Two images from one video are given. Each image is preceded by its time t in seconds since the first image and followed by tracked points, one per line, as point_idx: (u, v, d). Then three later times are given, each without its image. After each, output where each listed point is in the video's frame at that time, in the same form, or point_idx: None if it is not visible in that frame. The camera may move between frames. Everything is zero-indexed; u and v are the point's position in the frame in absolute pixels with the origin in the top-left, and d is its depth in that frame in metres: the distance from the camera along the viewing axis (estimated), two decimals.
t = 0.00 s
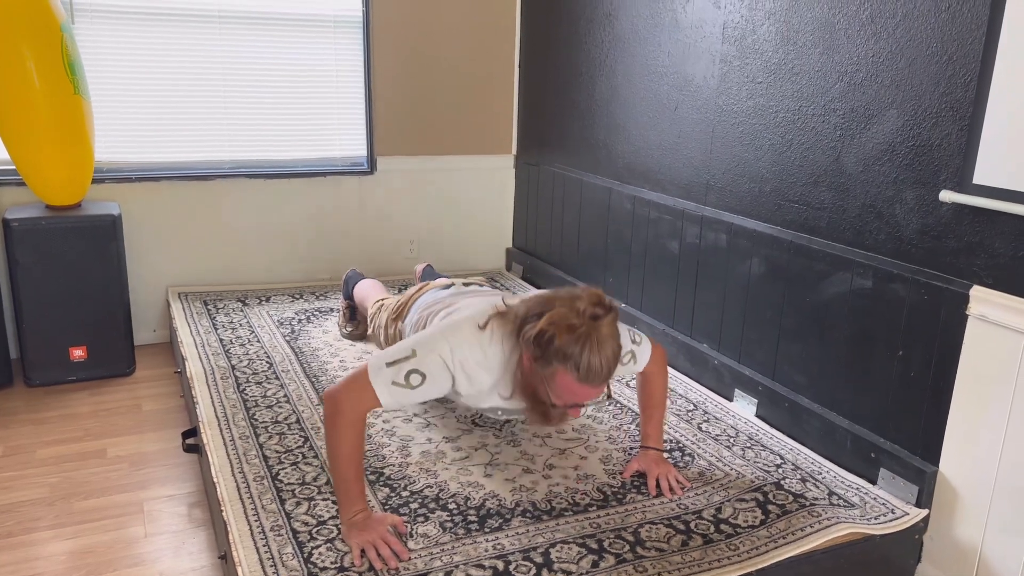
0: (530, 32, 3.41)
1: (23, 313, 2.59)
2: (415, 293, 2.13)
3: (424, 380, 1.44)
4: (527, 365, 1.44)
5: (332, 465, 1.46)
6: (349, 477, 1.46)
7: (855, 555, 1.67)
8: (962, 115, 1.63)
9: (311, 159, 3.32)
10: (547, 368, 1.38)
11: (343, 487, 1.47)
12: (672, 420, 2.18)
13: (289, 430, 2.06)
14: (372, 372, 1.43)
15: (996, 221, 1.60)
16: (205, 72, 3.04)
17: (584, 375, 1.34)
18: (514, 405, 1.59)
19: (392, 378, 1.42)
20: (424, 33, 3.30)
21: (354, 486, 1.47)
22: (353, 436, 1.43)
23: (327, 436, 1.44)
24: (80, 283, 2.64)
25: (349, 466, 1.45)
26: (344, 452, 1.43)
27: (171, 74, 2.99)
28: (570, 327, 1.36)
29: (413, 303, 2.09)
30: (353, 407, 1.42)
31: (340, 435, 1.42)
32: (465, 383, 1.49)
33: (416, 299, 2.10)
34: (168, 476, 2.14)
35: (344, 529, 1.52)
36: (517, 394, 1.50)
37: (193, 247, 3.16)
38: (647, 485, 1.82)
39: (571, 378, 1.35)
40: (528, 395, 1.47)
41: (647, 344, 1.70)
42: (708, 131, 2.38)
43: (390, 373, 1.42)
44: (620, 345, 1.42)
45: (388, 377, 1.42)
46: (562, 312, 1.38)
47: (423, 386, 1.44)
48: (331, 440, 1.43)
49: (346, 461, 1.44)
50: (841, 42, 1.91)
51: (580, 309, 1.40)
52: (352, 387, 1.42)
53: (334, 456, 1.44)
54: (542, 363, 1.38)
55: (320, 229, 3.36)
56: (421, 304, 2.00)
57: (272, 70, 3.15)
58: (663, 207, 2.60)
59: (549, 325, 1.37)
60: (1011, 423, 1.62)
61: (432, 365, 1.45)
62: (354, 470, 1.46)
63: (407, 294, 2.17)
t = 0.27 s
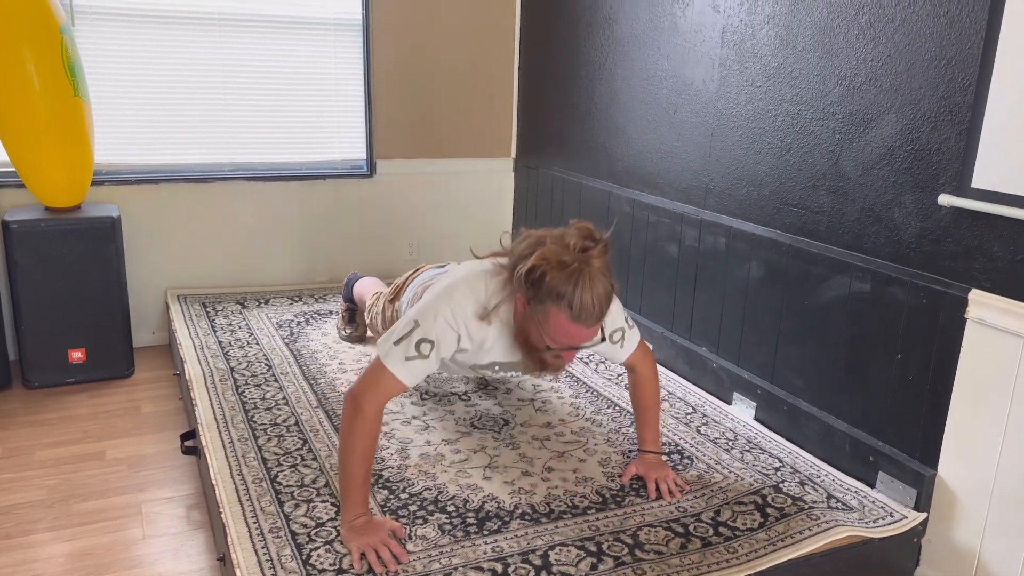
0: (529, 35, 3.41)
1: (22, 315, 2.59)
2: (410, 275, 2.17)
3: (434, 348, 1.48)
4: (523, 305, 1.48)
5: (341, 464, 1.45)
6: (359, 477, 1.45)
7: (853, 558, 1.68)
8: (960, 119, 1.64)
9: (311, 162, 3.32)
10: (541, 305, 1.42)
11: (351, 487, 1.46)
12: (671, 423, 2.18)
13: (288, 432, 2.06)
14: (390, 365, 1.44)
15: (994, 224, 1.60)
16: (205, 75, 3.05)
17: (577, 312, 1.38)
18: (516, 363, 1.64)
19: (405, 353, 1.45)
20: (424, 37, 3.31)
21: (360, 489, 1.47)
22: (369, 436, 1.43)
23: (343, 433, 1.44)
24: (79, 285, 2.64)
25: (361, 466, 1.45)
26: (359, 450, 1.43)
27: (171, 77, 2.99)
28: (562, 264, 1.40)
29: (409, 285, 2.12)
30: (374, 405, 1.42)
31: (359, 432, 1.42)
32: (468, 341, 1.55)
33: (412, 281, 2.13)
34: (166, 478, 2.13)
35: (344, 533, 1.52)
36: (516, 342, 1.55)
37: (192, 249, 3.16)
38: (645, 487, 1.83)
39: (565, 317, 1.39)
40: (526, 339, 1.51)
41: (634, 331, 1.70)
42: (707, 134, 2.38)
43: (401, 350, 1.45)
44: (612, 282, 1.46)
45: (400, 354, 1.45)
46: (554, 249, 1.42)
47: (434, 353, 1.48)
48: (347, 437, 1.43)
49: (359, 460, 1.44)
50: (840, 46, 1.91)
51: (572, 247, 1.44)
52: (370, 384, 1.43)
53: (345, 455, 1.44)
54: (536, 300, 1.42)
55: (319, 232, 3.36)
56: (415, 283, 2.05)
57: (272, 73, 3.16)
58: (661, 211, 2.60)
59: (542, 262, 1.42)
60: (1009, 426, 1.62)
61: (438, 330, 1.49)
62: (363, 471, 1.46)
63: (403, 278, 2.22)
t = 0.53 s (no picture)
0: (528, 39, 3.42)
1: (20, 317, 2.59)
2: (415, 330, 2.05)
3: (418, 412, 1.44)
4: (520, 416, 1.43)
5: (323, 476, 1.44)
6: (343, 486, 1.45)
7: (850, 562, 1.68)
8: (957, 123, 1.64)
9: (309, 164, 3.32)
10: (542, 426, 1.37)
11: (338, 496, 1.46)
12: (668, 426, 2.18)
13: (286, 435, 2.06)
14: (366, 392, 1.42)
15: (991, 227, 1.60)
16: (204, 77, 3.05)
17: (581, 440, 1.36)
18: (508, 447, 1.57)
19: (388, 403, 1.42)
20: (422, 40, 3.32)
21: (348, 493, 1.46)
22: (345, 450, 1.42)
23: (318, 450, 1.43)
24: (77, 286, 2.64)
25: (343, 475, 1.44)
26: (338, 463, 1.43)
27: (170, 79, 3.00)
28: (573, 391, 1.36)
29: (413, 343, 2.00)
30: (343, 421, 1.40)
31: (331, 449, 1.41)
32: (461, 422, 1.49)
33: (415, 337, 2.01)
34: (164, 480, 2.13)
35: (341, 539, 1.51)
36: (509, 438, 1.50)
37: (191, 251, 3.16)
38: (643, 491, 1.83)
39: (568, 443, 1.36)
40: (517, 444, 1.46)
41: (647, 361, 1.72)
42: (705, 138, 2.39)
43: (385, 398, 1.42)
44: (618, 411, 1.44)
45: (383, 403, 1.42)
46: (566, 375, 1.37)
47: (415, 418, 1.44)
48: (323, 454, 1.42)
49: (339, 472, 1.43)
50: (837, 50, 1.92)
51: (583, 376, 1.40)
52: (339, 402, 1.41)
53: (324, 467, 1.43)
54: (537, 421, 1.37)
55: (318, 234, 3.36)
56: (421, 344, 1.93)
57: (272, 75, 3.16)
58: (660, 214, 2.60)
59: (551, 386, 1.36)
60: (1006, 429, 1.63)
61: (429, 398, 1.45)
62: (347, 479, 1.45)
63: (405, 330, 2.11)
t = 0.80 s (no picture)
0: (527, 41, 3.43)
1: (18, 318, 2.59)
2: (416, 341, 2.06)
3: (420, 427, 1.45)
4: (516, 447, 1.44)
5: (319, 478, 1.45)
6: (341, 491, 1.45)
7: (848, 563, 1.68)
8: (954, 125, 1.65)
9: (308, 166, 3.32)
10: (537, 460, 1.39)
11: (336, 500, 1.46)
12: (667, 428, 2.18)
13: (284, 436, 2.06)
14: (368, 400, 1.43)
15: (988, 229, 1.61)
16: (203, 79, 3.05)
17: (578, 471, 1.37)
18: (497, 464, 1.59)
19: (390, 416, 1.42)
20: (421, 42, 3.32)
21: (344, 497, 1.46)
22: (343, 455, 1.42)
23: (315, 456, 1.43)
24: (76, 288, 2.64)
25: (342, 479, 1.44)
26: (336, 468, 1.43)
27: (170, 81, 3.00)
28: (569, 424, 1.37)
29: (413, 356, 2.02)
30: (341, 426, 1.41)
31: (328, 454, 1.41)
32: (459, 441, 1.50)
33: (415, 351, 2.03)
34: (162, 482, 2.13)
35: (339, 540, 1.51)
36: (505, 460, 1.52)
37: (189, 253, 3.16)
38: (641, 492, 1.83)
39: (562, 473, 1.38)
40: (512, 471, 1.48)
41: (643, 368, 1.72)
42: (703, 140, 2.39)
43: (388, 410, 1.43)
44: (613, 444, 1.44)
45: (384, 414, 1.42)
46: (561, 410, 1.38)
47: (416, 433, 1.45)
48: (319, 459, 1.42)
49: (337, 476, 1.44)
50: (835, 53, 1.93)
51: (579, 407, 1.40)
52: (337, 406, 1.42)
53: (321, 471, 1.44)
54: (533, 455, 1.39)
55: (316, 236, 3.37)
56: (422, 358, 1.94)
57: (271, 77, 3.16)
58: (658, 217, 2.61)
59: (548, 419, 1.37)
60: (1003, 431, 1.63)
61: (431, 413, 1.46)
62: (345, 483, 1.45)
63: (405, 341, 2.11)
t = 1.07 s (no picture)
0: (525, 42, 3.43)
1: (16, 319, 2.58)
2: (404, 301, 2.13)
3: (418, 375, 1.48)
4: (511, 339, 1.46)
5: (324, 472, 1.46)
6: (343, 486, 1.46)
7: (846, 564, 1.68)
8: (952, 126, 1.65)
9: (306, 167, 3.32)
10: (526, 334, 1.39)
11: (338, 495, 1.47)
12: (665, 428, 2.18)
13: (281, 437, 2.06)
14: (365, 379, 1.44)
15: (986, 230, 1.61)
16: (201, 80, 3.05)
17: (563, 335, 1.34)
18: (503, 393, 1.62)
19: (387, 376, 1.45)
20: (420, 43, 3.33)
21: (347, 495, 1.47)
22: (350, 449, 1.44)
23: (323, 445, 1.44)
24: (74, 289, 2.64)
25: (346, 473, 1.45)
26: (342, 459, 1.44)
27: (168, 81, 3.00)
28: (549, 291, 1.37)
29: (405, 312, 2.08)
30: (351, 416, 1.42)
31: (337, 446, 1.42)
32: (456, 372, 1.53)
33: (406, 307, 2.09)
34: (160, 482, 2.13)
35: (336, 538, 1.52)
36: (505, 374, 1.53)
37: (188, 254, 3.16)
38: (639, 493, 1.82)
39: (552, 340, 1.35)
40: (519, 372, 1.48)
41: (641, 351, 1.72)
42: (701, 141, 2.39)
43: (383, 372, 1.45)
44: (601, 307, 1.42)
45: (381, 377, 1.44)
46: (541, 279, 1.40)
47: (417, 381, 1.48)
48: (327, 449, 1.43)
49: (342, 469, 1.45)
50: (833, 53, 1.93)
51: (555, 272, 1.42)
52: (347, 395, 1.43)
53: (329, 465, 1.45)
54: (522, 327, 1.40)
55: (315, 237, 3.37)
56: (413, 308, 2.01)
57: (269, 78, 3.16)
58: (656, 217, 2.61)
59: (526, 291, 1.40)
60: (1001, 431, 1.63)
61: (423, 357, 1.48)
62: (348, 479, 1.46)
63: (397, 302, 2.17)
